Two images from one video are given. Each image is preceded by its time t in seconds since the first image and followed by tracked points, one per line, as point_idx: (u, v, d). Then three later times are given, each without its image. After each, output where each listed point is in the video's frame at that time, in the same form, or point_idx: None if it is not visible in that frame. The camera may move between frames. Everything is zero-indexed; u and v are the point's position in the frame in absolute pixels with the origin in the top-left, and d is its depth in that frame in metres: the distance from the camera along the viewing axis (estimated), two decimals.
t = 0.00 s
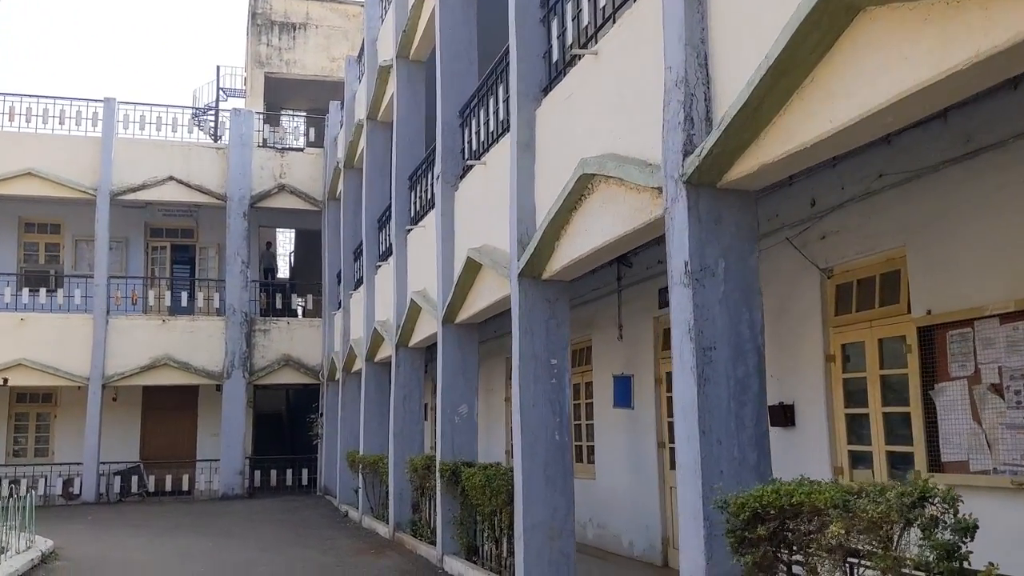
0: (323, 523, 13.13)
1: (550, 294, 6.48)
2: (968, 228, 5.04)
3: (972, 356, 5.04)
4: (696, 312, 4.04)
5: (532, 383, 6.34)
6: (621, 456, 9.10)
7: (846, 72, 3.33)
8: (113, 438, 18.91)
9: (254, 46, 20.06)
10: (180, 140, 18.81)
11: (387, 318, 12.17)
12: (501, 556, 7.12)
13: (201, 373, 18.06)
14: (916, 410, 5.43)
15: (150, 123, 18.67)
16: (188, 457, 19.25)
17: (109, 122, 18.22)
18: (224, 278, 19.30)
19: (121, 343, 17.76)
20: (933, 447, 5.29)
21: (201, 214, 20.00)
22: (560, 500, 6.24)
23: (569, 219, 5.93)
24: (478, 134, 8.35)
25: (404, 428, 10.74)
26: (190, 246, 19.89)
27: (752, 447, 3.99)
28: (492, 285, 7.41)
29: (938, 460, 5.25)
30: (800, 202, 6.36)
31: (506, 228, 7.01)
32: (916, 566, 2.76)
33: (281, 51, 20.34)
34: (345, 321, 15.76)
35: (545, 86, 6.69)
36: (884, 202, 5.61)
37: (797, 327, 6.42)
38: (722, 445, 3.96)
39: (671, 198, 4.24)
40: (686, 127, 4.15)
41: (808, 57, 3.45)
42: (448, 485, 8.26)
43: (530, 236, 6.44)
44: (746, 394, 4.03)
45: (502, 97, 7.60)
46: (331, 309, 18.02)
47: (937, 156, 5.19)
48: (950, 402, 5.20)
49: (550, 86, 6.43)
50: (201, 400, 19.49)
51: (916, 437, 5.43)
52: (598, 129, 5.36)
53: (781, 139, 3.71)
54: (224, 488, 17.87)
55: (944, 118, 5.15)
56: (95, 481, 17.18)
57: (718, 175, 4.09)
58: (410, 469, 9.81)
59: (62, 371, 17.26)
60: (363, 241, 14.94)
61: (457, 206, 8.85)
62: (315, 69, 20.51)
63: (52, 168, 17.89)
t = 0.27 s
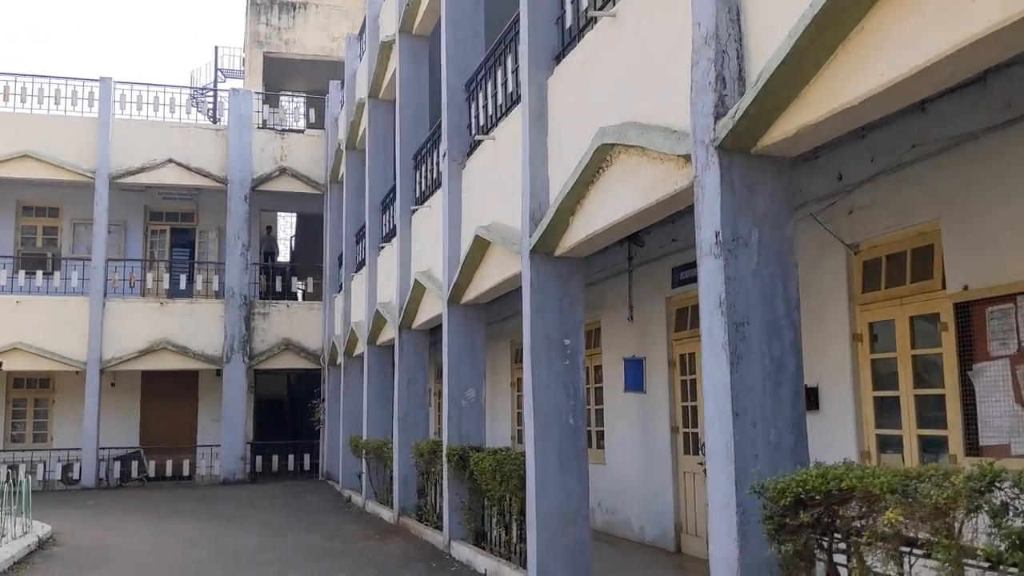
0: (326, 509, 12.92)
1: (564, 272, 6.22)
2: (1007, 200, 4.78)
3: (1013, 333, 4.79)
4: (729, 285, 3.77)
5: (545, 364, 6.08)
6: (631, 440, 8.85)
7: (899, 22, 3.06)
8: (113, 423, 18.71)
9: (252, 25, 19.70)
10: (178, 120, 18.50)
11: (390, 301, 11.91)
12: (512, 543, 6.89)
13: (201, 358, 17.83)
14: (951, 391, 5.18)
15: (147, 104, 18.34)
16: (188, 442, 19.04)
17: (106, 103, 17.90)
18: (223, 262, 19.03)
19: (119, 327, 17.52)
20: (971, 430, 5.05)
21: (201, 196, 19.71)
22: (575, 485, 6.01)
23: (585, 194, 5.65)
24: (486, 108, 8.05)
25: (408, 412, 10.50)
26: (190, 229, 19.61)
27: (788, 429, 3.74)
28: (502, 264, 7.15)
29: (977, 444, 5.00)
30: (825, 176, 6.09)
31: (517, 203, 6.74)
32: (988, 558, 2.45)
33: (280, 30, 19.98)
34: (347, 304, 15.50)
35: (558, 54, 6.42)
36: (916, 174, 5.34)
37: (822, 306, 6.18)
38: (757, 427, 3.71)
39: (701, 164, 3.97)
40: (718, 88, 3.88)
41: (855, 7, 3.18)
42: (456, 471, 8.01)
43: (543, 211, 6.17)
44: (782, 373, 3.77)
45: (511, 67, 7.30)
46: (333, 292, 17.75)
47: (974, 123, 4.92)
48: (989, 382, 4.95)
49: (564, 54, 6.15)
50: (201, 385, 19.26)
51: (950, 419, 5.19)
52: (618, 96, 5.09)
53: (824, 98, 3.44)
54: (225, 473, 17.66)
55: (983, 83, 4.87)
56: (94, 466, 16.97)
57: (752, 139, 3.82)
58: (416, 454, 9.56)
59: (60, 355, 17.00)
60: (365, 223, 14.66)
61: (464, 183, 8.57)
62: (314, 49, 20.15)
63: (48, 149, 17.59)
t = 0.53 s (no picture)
0: (327, 512, 12.61)
1: (579, 265, 5.89)
2: None
3: None
4: (771, 275, 3.46)
5: (560, 362, 5.76)
6: (644, 442, 8.54)
7: None
8: (110, 423, 18.39)
9: (252, 19, 19.39)
10: (176, 115, 18.18)
11: (393, 299, 11.59)
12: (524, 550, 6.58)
13: (199, 357, 17.52)
14: (995, 391, 4.87)
15: (145, 98, 18.03)
16: (187, 443, 18.71)
17: (103, 97, 17.59)
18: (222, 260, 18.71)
19: (116, 325, 17.20)
20: (1017, 432, 4.74)
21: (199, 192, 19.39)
22: (591, 490, 5.69)
23: (603, 182, 5.33)
24: (495, 96, 7.74)
25: (412, 413, 10.19)
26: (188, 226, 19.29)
27: (836, 432, 3.43)
28: (513, 258, 6.83)
29: None
30: (856, 164, 5.78)
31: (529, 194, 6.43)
32: None
33: (280, 25, 19.66)
34: (348, 302, 15.19)
35: (573, 36, 6.12)
36: (955, 160, 5.03)
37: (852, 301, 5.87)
38: (802, 430, 3.40)
39: (739, 144, 3.65)
40: (757, 61, 3.56)
41: None
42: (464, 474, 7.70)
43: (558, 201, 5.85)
44: (830, 371, 3.45)
45: (522, 52, 6.99)
46: (333, 291, 17.45)
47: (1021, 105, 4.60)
48: None
49: (579, 35, 5.84)
50: (200, 385, 18.95)
51: (995, 421, 4.87)
52: (640, 76, 4.77)
53: (880, 68, 3.12)
54: (224, 474, 17.34)
55: None
56: (90, 468, 16.65)
57: (795, 116, 3.50)
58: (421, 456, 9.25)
59: (55, 354, 16.68)
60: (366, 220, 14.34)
61: (472, 175, 8.25)
62: (315, 44, 19.84)
63: (44, 145, 17.27)
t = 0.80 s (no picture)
0: (326, 511, 12.31)
1: (596, 250, 5.58)
2: None
3: None
4: (821, 252, 3.17)
5: (576, 354, 5.46)
6: (656, 438, 8.24)
7: None
8: (105, 421, 18.08)
9: (250, 10, 19.06)
10: (172, 107, 17.86)
11: (395, 292, 11.29)
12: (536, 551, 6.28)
13: (197, 353, 17.21)
14: None
15: (140, 90, 17.71)
16: (184, 440, 18.40)
17: (98, 88, 17.27)
18: (220, 254, 18.40)
19: (112, 321, 16.89)
20: None
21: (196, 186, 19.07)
22: (609, 489, 5.37)
23: (622, 163, 5.03)
24: (503, 78, 7.44)
25: (415, 409, 9.88)
26: (185, 221, 18.99)
27: (892, 425, 3.14)
28: (524, 246, 6.53)
29: None
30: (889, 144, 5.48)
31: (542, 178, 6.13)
32: None
33: (279, 16, 19.35)
34: (349, 297, 14.88)
35: (588, 11, 5.82)
36: (996, 139, 4.74)
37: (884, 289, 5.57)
38: (855, 422, 3.11)
39: (783, 111, 3.34)
40: (803, 19, 3.25)
41: None
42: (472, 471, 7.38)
43: (574, 183, 5.54)
44: (885, 358, 3.16)
45: (533, 31, 6.68)
46: (333, 285, 17.14)
47: None
48: None
49: (596, 9, 5.54)
50: (197, 381, 18.65)
51: None
52: (666, 46, 4.47)
53: (951, 19, 2.80)
54: (221, 472, 17.02)
55: None
56: (85, 466, 16.33)
57: (845, 79, 3.20)
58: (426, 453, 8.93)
59: (49, 350, 16.36)
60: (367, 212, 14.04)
61: (479, 161, 7.95)
62: (314, 35, 19.53)
63: (37, 137, 16.94)
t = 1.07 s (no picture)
0: (324, 513, 12.01)
1: (611, 243, 5.28)
2: None
3: None
4: (876, 241, 2.87)
5: (590, 352, 5.16)
6: (667, 439, 7.95)
7: None
8: (98, 420, 17.74)
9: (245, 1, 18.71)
10: (166, 100, 17.51)
11: (395, 288, 10.99)
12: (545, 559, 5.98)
13: (191, 350, 16.88)
14: None
15: (133, 82, 17.37)
16: (178, 440, 18.07)
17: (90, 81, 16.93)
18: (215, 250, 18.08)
19: (104, 318, 16.55)
20: None
21: (190, 180, 18.73)
22: (626, 496, 5.07)
23: (642, 149, 4.73)
24: (510, 64, 7.13)
25: (416, 409, 9.59)
26: (179, 216, 18.64)
27: (954, 432, 2.84)
28: (534, 239, 6.24)
29: None
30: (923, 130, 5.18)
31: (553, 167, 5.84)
32: None
33: (274, 8, 19.00)
34: (346, 293, 14.57)
35: None
36: None
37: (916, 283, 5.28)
38: (916, 428, 2.81)
39: (832, 86, 3.04)
40: None
41: None
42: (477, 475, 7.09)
43: (588, 172, 5.24)
44: (946, 358, 2.87)
45: (542, 13, 6.38)
46: (330, 282, 16.83)
47: None
48: None
49: None
50: (191, 380, 18.31)
51: None
52: (692, 22, 4.17)
53: None
54: (216, 473, 16.69)
55: None
56: (77, 466, 16.00)
57: (903, 51, 2.90)
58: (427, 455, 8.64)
59: (40, 347, 16.02)
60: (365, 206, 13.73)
61: (483, 152, 7.64)
62: (310, 27, 19.17)
63: (27, 129, 16.58)
